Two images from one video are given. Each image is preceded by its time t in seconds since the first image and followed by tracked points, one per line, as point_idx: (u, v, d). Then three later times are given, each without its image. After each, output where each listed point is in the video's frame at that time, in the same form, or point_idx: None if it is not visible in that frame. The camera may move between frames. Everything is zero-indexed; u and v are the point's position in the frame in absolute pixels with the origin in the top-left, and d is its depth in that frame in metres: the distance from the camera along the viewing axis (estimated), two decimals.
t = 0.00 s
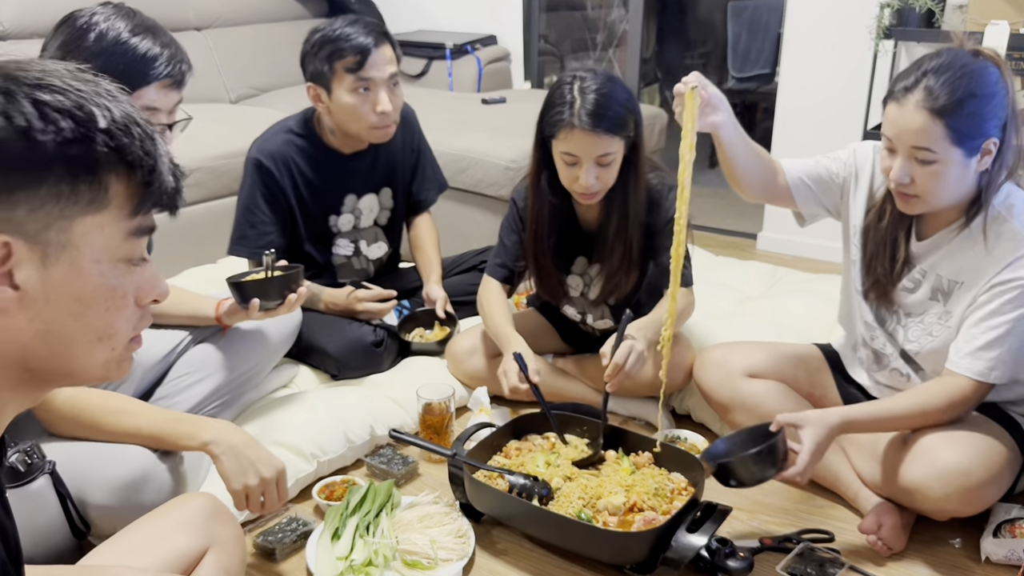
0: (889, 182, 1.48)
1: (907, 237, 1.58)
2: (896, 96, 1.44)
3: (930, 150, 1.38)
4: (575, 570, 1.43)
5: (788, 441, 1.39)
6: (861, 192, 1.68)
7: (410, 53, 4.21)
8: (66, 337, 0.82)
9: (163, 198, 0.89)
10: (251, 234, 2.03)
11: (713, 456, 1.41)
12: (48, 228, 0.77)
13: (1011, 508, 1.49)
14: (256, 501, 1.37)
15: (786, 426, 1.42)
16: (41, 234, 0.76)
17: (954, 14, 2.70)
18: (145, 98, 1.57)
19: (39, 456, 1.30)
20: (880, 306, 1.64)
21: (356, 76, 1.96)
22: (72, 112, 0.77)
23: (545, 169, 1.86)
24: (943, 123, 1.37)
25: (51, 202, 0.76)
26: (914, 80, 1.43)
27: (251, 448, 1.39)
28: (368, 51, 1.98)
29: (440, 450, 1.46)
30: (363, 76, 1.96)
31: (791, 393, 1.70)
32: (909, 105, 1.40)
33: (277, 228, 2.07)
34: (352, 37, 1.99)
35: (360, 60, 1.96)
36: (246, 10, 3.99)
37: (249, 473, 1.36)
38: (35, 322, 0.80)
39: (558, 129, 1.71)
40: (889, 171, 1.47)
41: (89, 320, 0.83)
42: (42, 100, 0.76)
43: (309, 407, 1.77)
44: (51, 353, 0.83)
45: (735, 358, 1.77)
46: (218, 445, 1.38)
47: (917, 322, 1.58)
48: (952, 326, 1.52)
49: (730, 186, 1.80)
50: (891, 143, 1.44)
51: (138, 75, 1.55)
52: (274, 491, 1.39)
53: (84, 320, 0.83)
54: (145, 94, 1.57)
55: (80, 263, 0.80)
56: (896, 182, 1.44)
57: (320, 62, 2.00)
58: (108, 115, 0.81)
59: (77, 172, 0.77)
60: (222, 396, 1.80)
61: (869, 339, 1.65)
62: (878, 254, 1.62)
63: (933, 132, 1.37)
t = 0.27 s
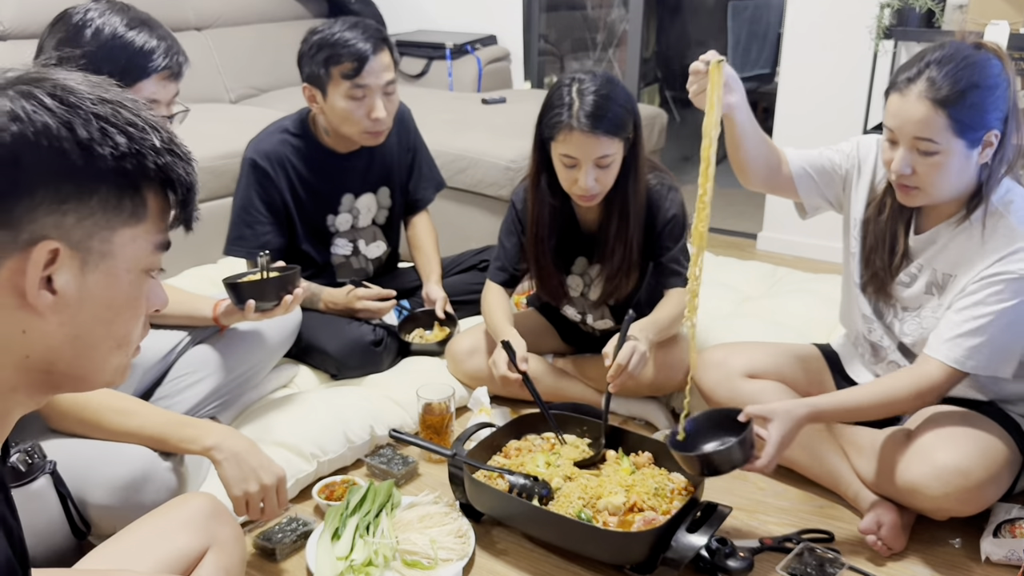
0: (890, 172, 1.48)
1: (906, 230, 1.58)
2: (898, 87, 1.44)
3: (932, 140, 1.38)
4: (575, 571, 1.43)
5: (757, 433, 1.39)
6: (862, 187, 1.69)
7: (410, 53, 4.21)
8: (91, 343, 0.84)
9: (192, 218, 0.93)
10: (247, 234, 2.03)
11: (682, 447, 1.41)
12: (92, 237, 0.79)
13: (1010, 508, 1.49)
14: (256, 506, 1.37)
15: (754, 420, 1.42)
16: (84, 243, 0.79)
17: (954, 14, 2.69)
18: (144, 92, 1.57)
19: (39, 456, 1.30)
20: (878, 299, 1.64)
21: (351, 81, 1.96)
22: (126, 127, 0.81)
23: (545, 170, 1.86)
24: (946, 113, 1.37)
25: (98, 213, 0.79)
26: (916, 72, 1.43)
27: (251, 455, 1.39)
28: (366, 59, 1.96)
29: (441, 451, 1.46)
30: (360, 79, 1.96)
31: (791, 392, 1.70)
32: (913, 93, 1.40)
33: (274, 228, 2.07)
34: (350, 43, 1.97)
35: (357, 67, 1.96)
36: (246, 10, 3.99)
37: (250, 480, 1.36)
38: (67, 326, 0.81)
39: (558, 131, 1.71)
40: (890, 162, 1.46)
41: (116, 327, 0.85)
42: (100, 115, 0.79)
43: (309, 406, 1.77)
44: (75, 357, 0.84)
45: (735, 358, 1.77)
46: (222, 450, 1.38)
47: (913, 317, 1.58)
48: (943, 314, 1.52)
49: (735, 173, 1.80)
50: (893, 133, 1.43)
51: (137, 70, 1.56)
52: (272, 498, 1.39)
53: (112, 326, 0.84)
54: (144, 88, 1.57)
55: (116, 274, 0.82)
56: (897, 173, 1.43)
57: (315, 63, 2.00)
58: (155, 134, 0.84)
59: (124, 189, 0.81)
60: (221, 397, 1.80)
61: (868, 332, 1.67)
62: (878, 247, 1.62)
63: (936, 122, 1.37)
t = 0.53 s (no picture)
0: (886, 169, 1.49)
1: (903, 229, 1.60)
2: (896, 83, 1.45)
3: (929, 136, 1.39)
4: (575, 569, 1.45)
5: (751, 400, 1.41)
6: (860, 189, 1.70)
7: (411, 54, 4.23)
8: (105, 348, 0.89)
9: (206, 230, 0.97)
10: (248, 234, 2.04)
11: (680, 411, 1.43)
12: (110, 245, 0.84)
13: (1008, 507, 1.51)
14: (254, 504, 1.38)
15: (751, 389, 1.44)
16: (103, 251, 0.84)
17: (951, 15, 2.71)
18: (138, 84, 1.58)
19: (43, 455, 1.31)
20: (878, 299, 1.65)
21: (352, 82, 1.97)
22: (150, 140, 0.87)
23: (544, 172, 1.87)
24: (943, 109, 1.38)
25: (119, 223, 0.85)
26: (914, 68, 1.44)
27: (250, 453, 1.40)
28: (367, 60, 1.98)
29: (444, 450, 1.47)
30: (360, 82, 1.97)
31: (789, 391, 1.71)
32: (911, 90, 1.41)
33: (275, 229, 2.08)
34: (351, 43, 1.98)
35: (357, 68, 1.97)
36: (247, 12, 4.00)
37: (249, 478, 1.37)
38: (82, 331, 0.86)
39: (556, 134, 1.72)
40: (886, 160, 1.48)
41: (128, 333, 0.90)
42: (126, 129, 0.85)
43: (311, 405, 1.78)
44: (86, 360, 0.89)
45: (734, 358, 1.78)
46: (220, 449, 1.40)
47: (909, 317, 1.60)
48: (938, 312, 1.53)
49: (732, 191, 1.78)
50: (891, 130, 1.45)
51: (129, 61, 1.57)
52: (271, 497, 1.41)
53: (124, 333, 0.90)
54: (137, 81, 1.58)
55: (132, 281, 0.88)
56: (894, 169, 1.45)
57: (316, 65, 2.01)
58: (178, 151, 0.90)
59: (145, 200, 0.87)
60: (224, 395, 1.82)
61: (864, 332, 1.69)
62: (875, 245, 1.63)
63: (933, 118, 1.38)
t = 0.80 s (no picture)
0: (891, 171, 1.49)
1: (905, 230, 1.59)
2: (901, 83, 1.45)
3: (934, 136, 1.39)
4: (575, 569, 1.45)
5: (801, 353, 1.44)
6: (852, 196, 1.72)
7: (411, 54, 4.23)
8: (102, 352, 0.87)
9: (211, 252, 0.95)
10: (249, 234, 2.04)
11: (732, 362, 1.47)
12: (123, 254, 0.83)
13: (1008, 507, 1.51)
14: (245, 501, 1.40)
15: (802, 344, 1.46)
16: (116, 259, 0.82)
17: (951, 15, 2.71)
18: (126, 79, 1.58)
19: (43, 455, 1.32)
20: (890, 308, 1.65)
21: (355, 82, 1.97)
22: (175, 157, 0.86)
23: (543, 172, 1.87)
24: (949, 108, 1.38)
25: (134, 234, 0.83)
26: (919, 67, 1.44)
27: (242, 449, 1.41)
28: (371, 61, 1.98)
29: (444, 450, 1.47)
30: (363, 83, 1.97)
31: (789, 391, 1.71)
32: (914, 91, 1.41)
33: (276, 228, 2.08)
34: (355, 44, 1.99)
35: (360, 67, 1.97)
36: (247, 12, 4.01)
37: (240, 474, 1.39)
38: (84, 335, 0.84)
39: (556, 135, 1.72)
40: (891, 160, 1.48)
41: (126, 340, 0.89)
42: (155, 143, 0.83)
43: (311, 404, 1.79)
44: (83, 365, 0.87)
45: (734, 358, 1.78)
46: (212, 445, 1.41)
47: (921, 321, 1.60)
48: (954, 317, 1.54)
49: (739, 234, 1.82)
50: (895, 131, 1.45)
51: (117, 57, 1.58)
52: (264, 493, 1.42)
53: (122, 340, 0.88)
54: (126, 75, 1.58)
55: (138, 291, 0.86)
56: (899, 170, 1.45)
57: (318, 65, 2.01)
58: (199, 170, 0.89)
59: (162, 213, 0.85)
60: (224, 395, 1.82)
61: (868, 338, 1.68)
62: (877, 244, 1.63)
63: (938, 117, 1.38)
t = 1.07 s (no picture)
0: (896, 175, 1.49)
1: (909, 231, 1.60)
2: (903, 87, 1.45)
3: (940, 137, 1.39)
4: (575, 569, 1.45)
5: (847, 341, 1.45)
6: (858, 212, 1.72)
7: (411, 54, 4.23)
8: (100, 361, 0.86)
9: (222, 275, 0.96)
10: (251, 234, 2.04)
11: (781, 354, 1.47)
12: (135, 264, 0.83)
13: (1008, 507, 1.51)
14: (234, 495, 1.39)
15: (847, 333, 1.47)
16: (127, 267, 0.82)
17: (951, 15, 2.71)
18: (120, 82, 1.58)
19: (43, 454, 1.32)
20: (896, 312, 1.66)
21: (360, 83, 1.97)
22: (201, 179, 0.88)
23: (545, 172, 1.87)
24: (953, 110, 1.38)
25: (150, 247, 0.84)
26: (921, 71, 1.44)
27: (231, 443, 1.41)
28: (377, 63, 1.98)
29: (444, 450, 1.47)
30: (367, 85, 1.97)
31: (790, 391, 1.71)
32: (920, 93, 1.41)
33: (277, 228, 2.08)
34: (361, 46, 1.99)
35: (367, 70, 1.97)
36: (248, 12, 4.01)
37: (230, 468, 1.38)
38: (85, 338, 0.83)
39: (557, 134, 1.73)
40: (896, 164, 1.48)
41: (124, 354, 0.87)
42: (184, 162, 0.86)
43: (311, 404, 1.79)
44: (79, 374, 0.86)
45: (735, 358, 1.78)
46: (201, 440, 1.41)
47: (930, 323, 1.59)
48: (966, 321, 1.53)
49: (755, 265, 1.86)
50: (899, 134, 1.45)
51: (113, 59, 1.57)
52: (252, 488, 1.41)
53: (120, 352, 0.87)
54: (121, 79, 1.58)
55: (143, 306, 0.86)
56: (905, 172, 1.44)
57: (324, 65, 2.01)
58: (223, 197, 0.91)
59: (180, 231, 0.86)
60: (223, 395, 1.82)
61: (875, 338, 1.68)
62: (880, 245, 1.64)
63: (943, 119, 1.38)
